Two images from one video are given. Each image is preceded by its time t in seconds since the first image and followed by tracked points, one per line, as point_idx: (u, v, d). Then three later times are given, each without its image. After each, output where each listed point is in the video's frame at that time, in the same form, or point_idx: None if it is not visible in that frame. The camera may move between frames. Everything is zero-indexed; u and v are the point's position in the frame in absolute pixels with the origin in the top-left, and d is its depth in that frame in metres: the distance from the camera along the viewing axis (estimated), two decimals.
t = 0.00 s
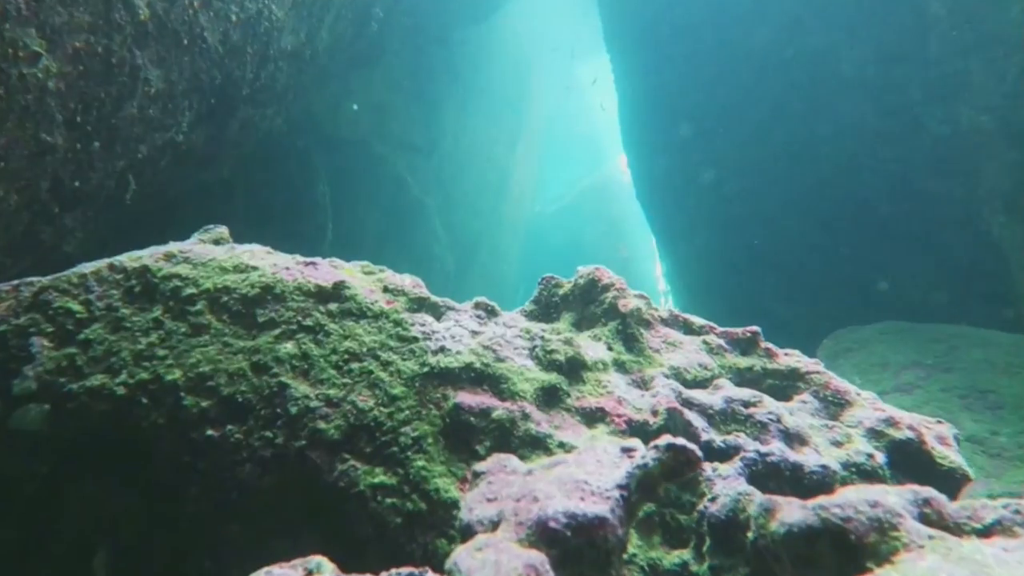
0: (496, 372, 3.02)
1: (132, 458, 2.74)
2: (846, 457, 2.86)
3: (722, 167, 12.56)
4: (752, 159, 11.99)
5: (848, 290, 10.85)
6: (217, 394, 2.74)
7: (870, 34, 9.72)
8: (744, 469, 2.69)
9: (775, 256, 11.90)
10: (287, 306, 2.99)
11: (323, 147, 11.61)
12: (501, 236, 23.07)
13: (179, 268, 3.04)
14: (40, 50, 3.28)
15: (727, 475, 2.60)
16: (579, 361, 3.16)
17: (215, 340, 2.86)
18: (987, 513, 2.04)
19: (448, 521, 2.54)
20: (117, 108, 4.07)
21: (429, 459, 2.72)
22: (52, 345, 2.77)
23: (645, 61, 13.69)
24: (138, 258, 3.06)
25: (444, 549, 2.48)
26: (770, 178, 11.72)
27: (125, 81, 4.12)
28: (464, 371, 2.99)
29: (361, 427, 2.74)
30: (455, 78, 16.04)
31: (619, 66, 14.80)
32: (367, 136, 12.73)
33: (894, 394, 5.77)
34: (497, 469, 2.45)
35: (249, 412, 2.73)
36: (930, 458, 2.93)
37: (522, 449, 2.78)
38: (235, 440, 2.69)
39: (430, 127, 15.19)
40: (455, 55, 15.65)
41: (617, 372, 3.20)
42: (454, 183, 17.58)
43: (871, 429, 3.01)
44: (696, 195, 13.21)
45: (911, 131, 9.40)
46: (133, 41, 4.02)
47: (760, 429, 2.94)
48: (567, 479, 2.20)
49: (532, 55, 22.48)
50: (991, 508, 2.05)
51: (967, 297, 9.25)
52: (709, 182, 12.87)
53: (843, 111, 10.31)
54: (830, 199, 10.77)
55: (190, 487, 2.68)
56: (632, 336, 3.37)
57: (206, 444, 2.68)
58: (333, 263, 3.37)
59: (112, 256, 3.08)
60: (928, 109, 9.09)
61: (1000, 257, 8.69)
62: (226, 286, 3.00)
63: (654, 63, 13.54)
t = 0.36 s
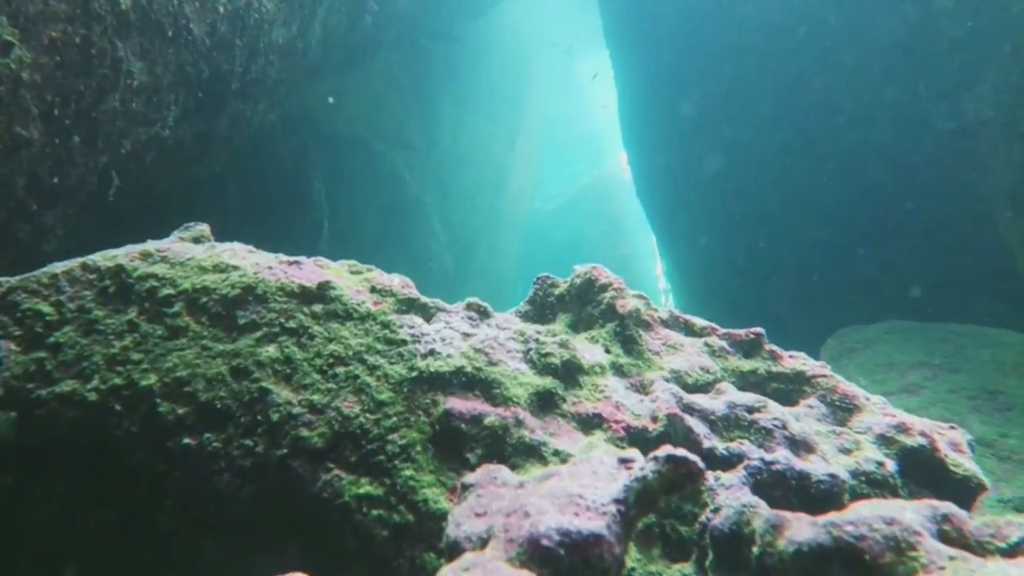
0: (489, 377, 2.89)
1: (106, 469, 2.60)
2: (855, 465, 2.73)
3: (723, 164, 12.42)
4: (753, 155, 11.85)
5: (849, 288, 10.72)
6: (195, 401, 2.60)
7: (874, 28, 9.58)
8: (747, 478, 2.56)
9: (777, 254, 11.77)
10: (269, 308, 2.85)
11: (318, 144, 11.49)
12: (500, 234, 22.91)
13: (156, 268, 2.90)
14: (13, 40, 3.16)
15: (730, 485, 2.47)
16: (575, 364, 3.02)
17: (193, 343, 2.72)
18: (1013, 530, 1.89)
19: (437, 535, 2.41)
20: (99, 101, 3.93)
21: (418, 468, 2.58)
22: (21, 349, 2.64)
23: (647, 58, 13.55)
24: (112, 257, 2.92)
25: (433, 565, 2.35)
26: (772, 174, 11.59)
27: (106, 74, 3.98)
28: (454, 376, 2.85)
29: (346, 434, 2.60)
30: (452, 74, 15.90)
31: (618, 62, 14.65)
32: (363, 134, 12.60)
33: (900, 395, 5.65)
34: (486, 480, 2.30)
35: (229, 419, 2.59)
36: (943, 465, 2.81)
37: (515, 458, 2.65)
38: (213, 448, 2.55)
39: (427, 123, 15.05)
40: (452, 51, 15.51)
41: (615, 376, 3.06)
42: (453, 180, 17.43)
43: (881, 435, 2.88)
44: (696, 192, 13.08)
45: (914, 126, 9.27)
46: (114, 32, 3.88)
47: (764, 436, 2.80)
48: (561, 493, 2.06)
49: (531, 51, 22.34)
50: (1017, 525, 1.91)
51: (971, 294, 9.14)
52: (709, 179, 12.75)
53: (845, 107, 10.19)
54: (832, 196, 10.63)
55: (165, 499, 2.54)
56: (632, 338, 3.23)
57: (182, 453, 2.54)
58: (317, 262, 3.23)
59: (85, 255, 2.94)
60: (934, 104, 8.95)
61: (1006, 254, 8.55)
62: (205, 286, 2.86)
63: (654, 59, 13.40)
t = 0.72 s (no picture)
0: (475, 379, 2.71)
1: (63, 478, 2.43)
2: (863, 472, 2.57)
3: (724, 156, 12.24)
4: (753, 147, 11.67)
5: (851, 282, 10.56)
6: (158, 405, 2.42)
7: (879, 16, 9.39)
8: (749, 488, 2.40)
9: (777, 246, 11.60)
10: (241, 305, 2.68)
11: (311, 137, 11.29)
12: (498, 227, 22.68)
13: (120, 263, 2.72)
14: None
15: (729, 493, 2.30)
16: (567, 365, 2.85)
17: (158, 344, 2.54)
18: None
19: (418, 549, 2.25)
20: (68, 88, 3.73)
21: (398, 477, 2.41)
22: None
23: (645, 49, 13.33)
24: (72, 251, 2.74)
25: None
26: (772, 165, 11.41)
27: (77, 60, 3.78)
28: (438, 379, 2.68)
29: (321, 441, 2.43)
30: (449, 64, 15.69)
31: (616, 53, 14.43)
32: (357, 125, 12.40)
33: (905, 393, 5.50)
34: (468, 493, 2.14)
35: (196, 425, 2.41)
36: (957, 472, 2.64)
37: (501, 465, 2.49)
38: (178, 456, 2.37)
39: (424, 114, 14.83)
40: (448, 42, 15.28)
41: (609, 377, 2.89)
42: (450, 172, 17.21)
43: (891, 439, 2.71)
44: (697, 184, 12.91)
45: (918, 116, 9.10)
46: (84, 14, 3.68)
47: (767, 442, 2.63)
48: (547, 510, 1.90)
49: (529, 42, 22.13)
50: None
51: (976, 287, 8.98)
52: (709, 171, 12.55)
53: (848, 98, 9.99)
54: (834, 186, 10.45)
55: (126, 510, 2.37)
56: (628, 336, 3.05)
57: (144, 462, 2.37)
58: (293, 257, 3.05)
59: (43, 249, 2.77)
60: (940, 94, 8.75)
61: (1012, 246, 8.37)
62: (172, 282, 2.68)
63: (652, 49, 13.18)
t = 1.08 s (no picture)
0: (462, 390, 2.55)
1: (21, 493, 2.28)
2: (874, 490, 2.42)
3: (727, 154, 12.09)
4: (755, 145, 11.52)
5: (853, 282, 10.43)
6: (120, 417, 2.25)
7: (882, 13, 9.24)
8: (752, 509, 2.24)
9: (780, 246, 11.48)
10: (212, 309, 2.51)
11: (303, 132, 11.13)
12: (497, 225, 22.49)
13: (83, 264, 2.55)
14: None
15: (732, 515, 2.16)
16: (560, 374, 2.69)
17: (122, 351, 2.37)
18: None
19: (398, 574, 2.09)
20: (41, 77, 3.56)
21: (378, 495, 2.25)
22: None
23: (644, 44, 13.14)
24: (32, 252, 2.57)
25: None
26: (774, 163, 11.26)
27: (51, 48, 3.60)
28: (422, 389, 2.52)
29: (296, 455, 2.26)
30: (447, 59, 15.52)
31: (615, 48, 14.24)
32: (353, 121, 12.25)
33: (911, 398, 5.37)
34: (448, 519, 1.97)
35: (161, 439, 2.24)
36: (974, 491, 2.49)
37: (488, 482, 2.33)
38: (142, 472, 2.21)
39: (421, 109, 14.66)
40: (446, 37, 15.10)
41: (603, 388, 2.73)
42: (448, 168, 17.04)
43: (903, 455, 2.55)
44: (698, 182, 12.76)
45: (922, 114, 8.95)
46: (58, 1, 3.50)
47: (772, 459, 2.48)
48: (536, 541, 1.74)
49: (529, 38, 21.98)
50: None
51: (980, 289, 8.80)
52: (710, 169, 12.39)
53: (852, 95, 9.82)
54: (836, 185, 10.29)
55: (86, 530, 2.21)
56: (626, 343, 2.89)
57: (104, 478, 2.20)
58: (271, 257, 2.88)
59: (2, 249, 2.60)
60: (946, 92, 8.58)
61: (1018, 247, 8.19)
62: (138, 285, 2.51)
63: (652, 45, 13.01)
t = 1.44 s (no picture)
0: (431, 423, 2.27)
1: None
2: (892, 543, 2.15)
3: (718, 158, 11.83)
4: (751, 150, 11.27)
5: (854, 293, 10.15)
6: (39, 453, 1.99)
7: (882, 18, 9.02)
8: (754, 565, 1.98)
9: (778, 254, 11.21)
10: (152, 330, 2.25)
11: (295, 131, 10.90)
12: (495, 228, 22.20)
13: (11, 279, 2.30)
14: None
15: None
16: (541, 405, 2.42)
17: (46, 379, 2.11)
18: None
19: None
20: None
21: (332, 543, 1.95)
22: None
23: (643, 47, 12.93)
24: None
25: None
26: (772, 169, 11.00)
27: (0, 38, 3.66)
28: (387, 422, 2.24)
29: (238, 498, 1.99)
30: (443, 59, 15.30)
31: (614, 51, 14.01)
32: (346, 121, 12.03)
33: (920, 420, 5.16)
34: None
35: (85, 480, 1.98)
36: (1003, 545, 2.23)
37: (458, 530, 2.04)
38: (60, 518, 1.94)
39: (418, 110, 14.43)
40: (442, 36, 14.87)
41: (590, 420, 2.47)
42: (445, 169, 16.80)
43: (922, 501, 2.30)
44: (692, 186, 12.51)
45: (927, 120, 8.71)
46: None
47: (777, 505, 2.22)
48: None
49: (529, 39, 21.81)
50: None
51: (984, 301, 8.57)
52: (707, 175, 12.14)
53: (850, 103, 9.59)
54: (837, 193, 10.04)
55: None
56: (617, 370, 2.62)
57: (16, 524, 1.93)
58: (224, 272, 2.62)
59: None
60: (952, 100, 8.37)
61: None
62: (70, 302, 2.26)
63: (650, 48, 12.80)
